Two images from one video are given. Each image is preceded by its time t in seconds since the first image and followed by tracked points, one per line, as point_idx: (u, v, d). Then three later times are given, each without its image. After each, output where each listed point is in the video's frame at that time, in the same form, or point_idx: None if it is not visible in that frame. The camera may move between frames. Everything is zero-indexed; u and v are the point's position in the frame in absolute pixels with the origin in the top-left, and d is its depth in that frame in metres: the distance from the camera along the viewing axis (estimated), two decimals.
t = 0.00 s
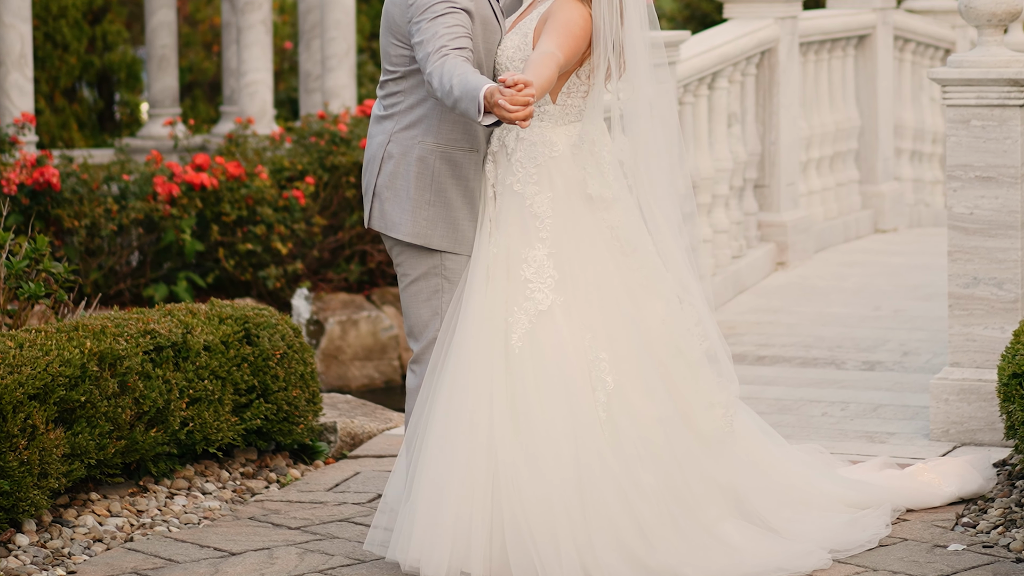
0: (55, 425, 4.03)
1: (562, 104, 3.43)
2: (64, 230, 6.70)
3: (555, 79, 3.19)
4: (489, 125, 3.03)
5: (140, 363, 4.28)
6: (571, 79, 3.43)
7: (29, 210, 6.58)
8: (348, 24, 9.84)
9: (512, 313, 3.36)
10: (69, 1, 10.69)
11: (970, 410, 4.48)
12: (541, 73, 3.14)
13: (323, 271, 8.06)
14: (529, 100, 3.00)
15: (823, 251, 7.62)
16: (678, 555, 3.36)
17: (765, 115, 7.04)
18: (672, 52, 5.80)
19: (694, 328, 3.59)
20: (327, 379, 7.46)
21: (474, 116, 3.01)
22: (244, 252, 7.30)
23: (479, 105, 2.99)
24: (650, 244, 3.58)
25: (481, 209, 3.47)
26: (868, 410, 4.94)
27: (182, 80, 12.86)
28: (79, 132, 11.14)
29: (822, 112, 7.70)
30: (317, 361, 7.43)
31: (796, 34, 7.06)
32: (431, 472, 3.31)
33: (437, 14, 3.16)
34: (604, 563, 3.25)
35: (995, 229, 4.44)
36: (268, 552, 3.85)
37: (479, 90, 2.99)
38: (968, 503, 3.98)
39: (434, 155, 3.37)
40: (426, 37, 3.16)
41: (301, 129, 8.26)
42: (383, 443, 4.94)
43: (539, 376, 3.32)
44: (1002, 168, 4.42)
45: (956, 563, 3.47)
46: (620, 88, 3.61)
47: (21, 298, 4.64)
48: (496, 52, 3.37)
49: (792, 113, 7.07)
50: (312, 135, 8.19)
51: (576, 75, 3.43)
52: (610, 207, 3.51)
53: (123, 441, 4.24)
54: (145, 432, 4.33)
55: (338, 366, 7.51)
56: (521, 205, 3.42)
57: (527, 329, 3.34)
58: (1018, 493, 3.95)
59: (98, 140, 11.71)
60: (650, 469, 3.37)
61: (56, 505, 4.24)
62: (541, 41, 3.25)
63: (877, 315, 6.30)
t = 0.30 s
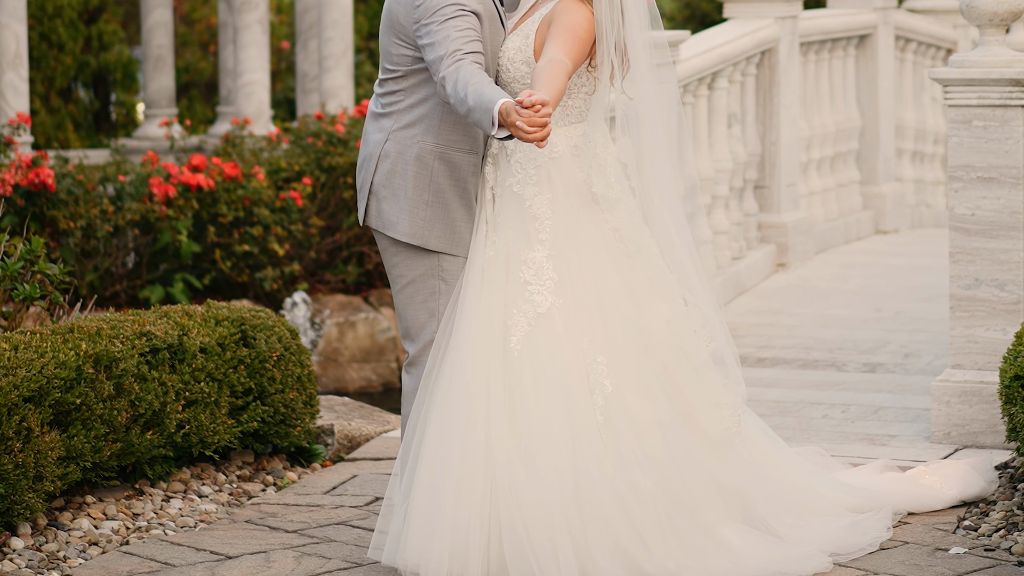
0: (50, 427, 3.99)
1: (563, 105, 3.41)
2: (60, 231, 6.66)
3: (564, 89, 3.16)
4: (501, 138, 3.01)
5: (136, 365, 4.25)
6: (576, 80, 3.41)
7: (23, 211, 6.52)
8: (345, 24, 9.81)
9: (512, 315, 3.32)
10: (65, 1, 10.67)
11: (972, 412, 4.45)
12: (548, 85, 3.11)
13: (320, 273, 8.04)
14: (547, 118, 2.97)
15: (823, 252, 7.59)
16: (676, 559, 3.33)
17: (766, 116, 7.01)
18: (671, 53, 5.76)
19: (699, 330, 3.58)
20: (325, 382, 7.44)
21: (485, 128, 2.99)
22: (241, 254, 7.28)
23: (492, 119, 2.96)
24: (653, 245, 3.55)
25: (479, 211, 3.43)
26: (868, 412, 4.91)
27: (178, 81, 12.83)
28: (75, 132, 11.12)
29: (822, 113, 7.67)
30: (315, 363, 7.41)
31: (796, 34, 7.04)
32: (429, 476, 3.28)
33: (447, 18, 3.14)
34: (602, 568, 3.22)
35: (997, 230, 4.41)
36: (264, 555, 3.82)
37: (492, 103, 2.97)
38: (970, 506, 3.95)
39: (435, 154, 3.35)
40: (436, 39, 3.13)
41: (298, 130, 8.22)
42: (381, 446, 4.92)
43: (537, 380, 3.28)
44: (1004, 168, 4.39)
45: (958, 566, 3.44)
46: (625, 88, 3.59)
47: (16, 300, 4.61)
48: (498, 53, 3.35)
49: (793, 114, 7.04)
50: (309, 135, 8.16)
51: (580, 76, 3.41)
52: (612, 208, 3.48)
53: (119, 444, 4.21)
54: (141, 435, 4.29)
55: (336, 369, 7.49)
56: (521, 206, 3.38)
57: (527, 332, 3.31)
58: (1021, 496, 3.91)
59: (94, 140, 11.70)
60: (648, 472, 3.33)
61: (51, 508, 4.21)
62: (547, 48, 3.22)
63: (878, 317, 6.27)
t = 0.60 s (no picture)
0: (46, 429, 3.96)
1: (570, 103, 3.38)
2: (56, 231, 6.62)
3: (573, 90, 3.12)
4: (509, 140, 2.98)
5: (133, 366, 4.21)
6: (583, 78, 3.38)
7: (20, 212, 6.48)
8: (344, 23, 9.78)
9: (517, 314, 3.28)
10: None
11: (974, 414, 4.42)
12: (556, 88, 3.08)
13: (318, 274, 8.01)
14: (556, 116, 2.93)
15: (824, 253, 7.56)
16: (677, 563, 3.30)
17: (767, 116, 6.97)
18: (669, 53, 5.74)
19: (708, 331, 3.56)
20: (323, 384, 7.39)
21: (493, 130, 2.96)
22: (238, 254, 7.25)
23: (500, 120, 2.93)
24: (662, 245, 3.52)
25: (484, 209, 3.39)
26: (870, 414, 4.88)
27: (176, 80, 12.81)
28: (71, 132, 11.10)
29: (823, 113, 7.64)
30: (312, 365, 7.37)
31: (797, 34, 7.02)
32: (431, 476, 3.24)
33: (451, 18, 3.11)
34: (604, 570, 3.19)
35: (1000, 231, 4.37)
36: (262, 558, 3.79)
37: (500, 104, 2.94)
38: (972, 509, 3.91)
39: (437, 154, 3.32)
40: (441, 39, 3.11)
41: (296, 130, 8.19)
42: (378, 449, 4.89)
43: (542, 380, 3.24)
44: (1006, 169, 4.36)
45: (960, 569, 3.41)
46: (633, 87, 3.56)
47: (12, 301, 4.58)
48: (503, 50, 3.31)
49: (794, 114, 7.02)
50: (307, 135, 8.13)
51: (587, 75, 3.37)
52: (620, 207, 3.45)
53: (116, 446, 4.17)
54: (138, 437, 4.26)
55: (334, 370, 7.44)
56: (528, 204, 3.34)
57: (532, 332, 3.27)
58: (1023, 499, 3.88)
59: (91, 140, 11.68)
60: (652, 474, 3.30)
61: (47, 511, 4.17)
62: (555, 48, 3.18)
63: (880, 318, 6.24)
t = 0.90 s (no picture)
0: (42, 432, 3.93)
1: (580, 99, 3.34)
2: (52, 232, 6.58)
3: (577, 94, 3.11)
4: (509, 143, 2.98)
5: (129, 368, 4.18)
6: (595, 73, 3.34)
7: (15, 212, 6.44)
8: (342, 22, 9.76)
9: (528, 311, 3.26)
10: None
11: (977, 416, 4.39)
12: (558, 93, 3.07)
13: (317, 275, 7.97)
14: (559, 125, 2.96)
15: (826, 254, 7.52)
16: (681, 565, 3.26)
17: (768, 116, 6.94)
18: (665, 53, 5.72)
19: (720, 331, 3.53)
20: (321, 386, 7.36)
21: (493, 133, 2.96)
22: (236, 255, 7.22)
23: (502, 124, 2.93)
24: (673, 244, 3.50)
25: (493, 206, 3.38)
26: (872, 416, 4.85)
27: (173, 80, 12.78)
28: (67, 132, 11.09)
29: (825, 113, 7.60)
30: (311, 367, 7.32)
31: (799, 33, 6.99)
32: (436, 472, 3.22)
33: (450, 16, 3.08)
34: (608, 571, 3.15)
35: (1004, 231, 4.34)
36: (259, 562, 3.76)
37: (502, 108, 2.94)
38: (975, 512, 3.87)
39: (438, 155, 3.28)
40: (442, 38, 3.08)
41: (294, 130, 8.17)
42: (376, 452, 4.86)
43: (552, 376, 3.21)
44: (1009, 169, 4.32)
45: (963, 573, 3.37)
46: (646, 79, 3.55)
47: (7, 302, 4.54)
48: (513, 44, 3.28)
49: (795, 114, 6.99)
50: (305, 135, 8.10)
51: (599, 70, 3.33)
52: (632, 204, 3.43)
53: (112, 448, 4.14)
54: (135, 439, 4.22)
55: (332, 372, 7.40)
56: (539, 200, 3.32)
57: (543, 329, 3.24)
58: None
59: (86, 141, 11.66)
60: (660, 476, 3.27)
61: (43, 513, 4.14)
62: (562, 49, 3.16)
63: (882, 319, 6.21)
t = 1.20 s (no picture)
0: (37, 433, 3.89)
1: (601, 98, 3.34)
2: (48, 233, 6.55)
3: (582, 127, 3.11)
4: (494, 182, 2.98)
5: (125, 370, 4.14)
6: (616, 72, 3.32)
7: (11, 213, 6.41)
8: (340, 22, 9.73)
9: (541, 308, 3.24)
10: None
11: (979, 418, 4.36)
12: (559, 134, 3.09)
13: (314, 275, 7.94)
14: (553, 192, 2.99)
15: (827, 254, 7.49)
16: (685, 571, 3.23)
17: (769, 115, 6.91)
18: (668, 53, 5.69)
19: (735, 333, 3.50)
20: (320, 387, 7.32)
21: (481, 171, 2.97)
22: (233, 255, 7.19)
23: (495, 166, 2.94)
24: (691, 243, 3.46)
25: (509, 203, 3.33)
26: (874, 418, 4.82)
27: (170, 79, 12.76)
28: (64, 132, 11.09)
29: (827, 113, 7.58)
30: (309, 368, 7.30)
31: (800, 32, 6.97)
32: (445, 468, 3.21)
33: (454, 34, 3.04)
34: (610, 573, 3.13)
35: (1006, 232, 4.31)
36: (256, 564, 3.72)
37: (500, 151, 2.94)
38: (977, 515, 3.84)
39: (442, 160, 3.24)
40: (431, 46, 3.05)
41: (293, 129, 8.16)
42: (374, 454, 4.83)
43: (564, 374, 3.20)
44: (1011, 169, 4.30)
45: None
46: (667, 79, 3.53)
47: (3, 303, 4.51)
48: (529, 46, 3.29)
49: (796, 114, 6.97)
50: (303, 135, 8.07)
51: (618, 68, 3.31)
52: (650, 203, 3.39)
53: (108, 451, 4.10)
54: (130, 441, 4.19)
55: (330, 374, 7.37)
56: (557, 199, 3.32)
57: (557, 327, 3.22)
58: None
59: (82, 140, 11.65)
60: (669, 478, 3.24)
61: (38, 516, 4.10)
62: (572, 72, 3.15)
63: (883, 320, 6.18)
